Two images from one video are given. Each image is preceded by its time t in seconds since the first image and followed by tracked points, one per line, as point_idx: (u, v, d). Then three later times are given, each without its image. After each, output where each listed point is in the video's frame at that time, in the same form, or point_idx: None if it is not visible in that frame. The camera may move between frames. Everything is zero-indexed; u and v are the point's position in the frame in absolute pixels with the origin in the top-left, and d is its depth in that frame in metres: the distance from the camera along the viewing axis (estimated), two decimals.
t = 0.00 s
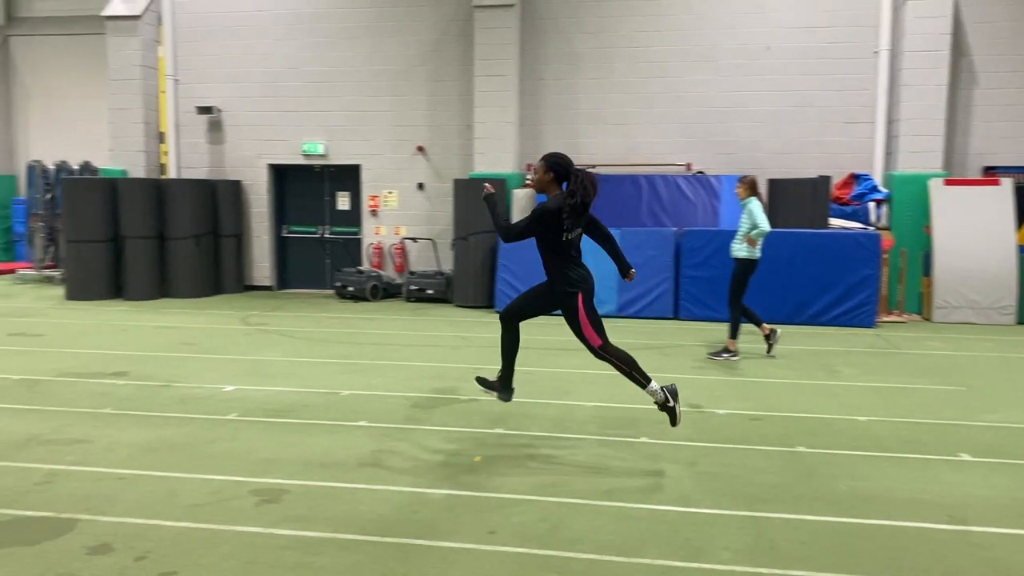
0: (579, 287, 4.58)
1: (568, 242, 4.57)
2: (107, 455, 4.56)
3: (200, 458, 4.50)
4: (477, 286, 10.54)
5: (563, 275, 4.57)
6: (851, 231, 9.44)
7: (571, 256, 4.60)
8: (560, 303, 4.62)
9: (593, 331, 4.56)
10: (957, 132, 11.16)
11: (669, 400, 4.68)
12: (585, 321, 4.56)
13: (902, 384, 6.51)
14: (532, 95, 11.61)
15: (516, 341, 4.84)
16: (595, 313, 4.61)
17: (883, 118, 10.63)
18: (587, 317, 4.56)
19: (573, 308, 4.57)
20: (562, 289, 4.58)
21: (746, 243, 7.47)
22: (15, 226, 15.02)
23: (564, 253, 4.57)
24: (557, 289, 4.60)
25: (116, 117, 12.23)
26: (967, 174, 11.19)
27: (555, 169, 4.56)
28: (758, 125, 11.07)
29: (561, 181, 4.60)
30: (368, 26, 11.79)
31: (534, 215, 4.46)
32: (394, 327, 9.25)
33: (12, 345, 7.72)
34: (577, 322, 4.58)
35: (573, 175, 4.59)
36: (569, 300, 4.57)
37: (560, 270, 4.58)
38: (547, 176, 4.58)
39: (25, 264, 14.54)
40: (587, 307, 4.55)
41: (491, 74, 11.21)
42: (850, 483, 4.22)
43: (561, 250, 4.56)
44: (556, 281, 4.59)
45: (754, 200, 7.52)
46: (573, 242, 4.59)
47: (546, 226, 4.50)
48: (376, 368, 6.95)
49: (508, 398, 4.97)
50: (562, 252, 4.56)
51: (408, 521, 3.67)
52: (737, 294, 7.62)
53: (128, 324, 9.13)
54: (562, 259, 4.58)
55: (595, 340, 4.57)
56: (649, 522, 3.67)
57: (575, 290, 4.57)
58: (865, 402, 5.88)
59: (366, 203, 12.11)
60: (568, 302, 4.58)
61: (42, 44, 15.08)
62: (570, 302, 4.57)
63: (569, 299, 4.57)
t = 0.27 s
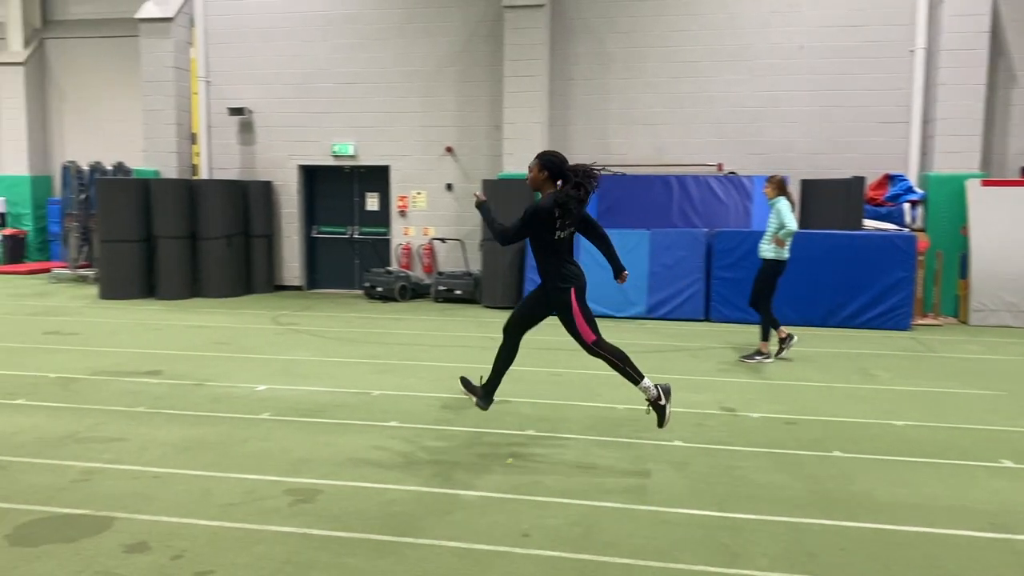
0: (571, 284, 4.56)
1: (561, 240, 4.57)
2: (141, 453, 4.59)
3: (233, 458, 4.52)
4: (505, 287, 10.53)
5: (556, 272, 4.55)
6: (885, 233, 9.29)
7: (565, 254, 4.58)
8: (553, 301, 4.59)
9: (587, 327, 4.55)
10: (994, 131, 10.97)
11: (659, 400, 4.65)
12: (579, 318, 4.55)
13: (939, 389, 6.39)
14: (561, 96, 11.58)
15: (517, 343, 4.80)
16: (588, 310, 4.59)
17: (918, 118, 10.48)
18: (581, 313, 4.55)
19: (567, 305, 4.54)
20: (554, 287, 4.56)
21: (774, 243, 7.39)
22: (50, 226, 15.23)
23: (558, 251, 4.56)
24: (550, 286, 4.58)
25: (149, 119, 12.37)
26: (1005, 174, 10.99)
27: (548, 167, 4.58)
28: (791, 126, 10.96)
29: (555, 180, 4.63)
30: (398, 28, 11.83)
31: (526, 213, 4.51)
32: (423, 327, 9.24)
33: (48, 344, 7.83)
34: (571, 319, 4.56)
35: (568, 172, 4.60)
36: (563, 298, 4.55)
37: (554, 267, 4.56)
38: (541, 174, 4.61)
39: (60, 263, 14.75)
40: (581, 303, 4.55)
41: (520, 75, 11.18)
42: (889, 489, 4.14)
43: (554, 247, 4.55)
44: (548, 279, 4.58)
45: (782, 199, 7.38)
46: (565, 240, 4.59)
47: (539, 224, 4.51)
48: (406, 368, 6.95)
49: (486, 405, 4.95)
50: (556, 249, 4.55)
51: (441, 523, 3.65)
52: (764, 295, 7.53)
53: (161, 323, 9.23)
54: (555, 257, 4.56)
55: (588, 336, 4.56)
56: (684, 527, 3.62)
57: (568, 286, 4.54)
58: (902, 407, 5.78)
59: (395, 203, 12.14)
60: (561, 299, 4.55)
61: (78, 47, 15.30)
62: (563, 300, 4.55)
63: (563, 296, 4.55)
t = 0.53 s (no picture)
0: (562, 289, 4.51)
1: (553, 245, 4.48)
2: (175, 452, 4.62)
3: (266, 457, 4.53)
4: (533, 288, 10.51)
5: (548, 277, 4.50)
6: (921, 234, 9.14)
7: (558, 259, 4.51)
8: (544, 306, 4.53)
9: (578, 332, 4.54)
10: None
11: (646, 407, 4.62)
12: (570, 322, 4.52)
13: (976, 393, 6.27)
14: (590, 96, 11.53)
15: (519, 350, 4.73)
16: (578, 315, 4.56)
17: (954, 117, 10.31)
18: (572, 318, 4.52)
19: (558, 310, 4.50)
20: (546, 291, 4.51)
21: (802, 244, 7.31)
22: (83, 226, 15.42)
23: (551, 257, 4.49)
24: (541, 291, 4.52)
25: (181, 120, 12.49)
26: None
27: (542, 172, 4.54)
28: (823, 126, 10.83)
29: (548, 186, 4.59)
30: (427, 28, 11.84)
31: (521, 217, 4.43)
32: (451, 327, 9.23)
33: (83, 342, 7.91)
34: (561, 324, 4.52)
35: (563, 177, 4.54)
36: (553, 302, 4.50)
37: (546, 272, 4.50)
38: (534, 180, 4.58)
39: (93, 263, 14.92)
40: (572, 307, 4.52)
41: (549, 75, 11.14)
42: (929, 496, 4.05)
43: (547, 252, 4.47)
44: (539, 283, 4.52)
45: (811, 200, 7.33)
46: (559, 245, 4.50)
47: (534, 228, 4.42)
48: (435, 369, 6.93)
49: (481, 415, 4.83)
50: (549, 254, 4.48)
51: (475, 524, 3.63)
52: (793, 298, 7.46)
53: (192, 322, 9.30)
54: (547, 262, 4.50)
55: (578, 341, 4.56)
56: (720, 531, 3.58)
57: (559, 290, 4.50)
58: (939, 412, 5.67)
59: (423, 204, 12.15)
60: (553, 304, 4.50)
61: (111, 49, 15.49)
62: (555, 305, 4.50)
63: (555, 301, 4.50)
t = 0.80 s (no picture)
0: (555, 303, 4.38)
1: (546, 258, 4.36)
2: (208, 451, 4.63)
3: (298, 457, 4.53)
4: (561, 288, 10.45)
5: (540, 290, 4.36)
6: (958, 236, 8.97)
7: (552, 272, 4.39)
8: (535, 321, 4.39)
9: (566, 346, 4.34)
10: None
11: (625, 426, 4.38)
12: (559, 336, 4.34)
13: (1016, 399, 6.14)
14: (619, 96, 11.47)
15: (518, 370, 4.53)
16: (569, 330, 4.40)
17: (991, 117, 10.13)
18: (560, 331, 4.36)
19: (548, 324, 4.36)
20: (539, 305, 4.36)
21: (832, 245, 7.21)
22: (116, 226, 15.59)
23: (544, 270, 4.37)
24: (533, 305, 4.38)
25: (211, 121, 12.58)
26: None
27: (536, 185, 4.39)
28: (856, 126, 10.69)
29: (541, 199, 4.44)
30: (455, 29, 11.84)
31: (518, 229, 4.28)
32: (480, 328, 9.20)
33: (116, 342, 7.98)
34: (550, 338, 4.35)
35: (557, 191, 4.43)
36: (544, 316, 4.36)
37: (539, 286, 4.36)
38: (527, 192, 4.40)
39: (125, 262, 15.08)
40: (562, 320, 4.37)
41: (578, 75, 11.10)
42: (972, 503, 3.97)
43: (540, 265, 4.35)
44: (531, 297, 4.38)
45: (840, 201, 7.26)
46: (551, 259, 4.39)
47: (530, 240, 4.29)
48: (465, 370, 6.91)
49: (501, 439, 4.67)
50: (542, 268, 4.36)
51: (508, 527, 3.60)
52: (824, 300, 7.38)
53: (222, 322, 9.36)
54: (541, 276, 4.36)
55: (566, 356, 4.35)
56: (757, 538, 3.52)
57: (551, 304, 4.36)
58: (979, 417, 5.56)
59: (450, 205, 12.14)
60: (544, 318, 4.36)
61: (143, 51, 15.65)
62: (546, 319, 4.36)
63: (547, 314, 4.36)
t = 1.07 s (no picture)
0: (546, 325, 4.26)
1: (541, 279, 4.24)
2: (241, 450, 4.64)
3: (330, 457, 4.53)
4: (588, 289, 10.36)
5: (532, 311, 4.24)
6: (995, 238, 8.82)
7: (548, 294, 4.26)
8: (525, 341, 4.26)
9: (544, 368, 4.24)
10: None
11: (598, 444, 4.25)
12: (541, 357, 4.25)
13: None
14: (649, 96, 11.40)
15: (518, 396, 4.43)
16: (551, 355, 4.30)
17: None
18: (544, 353, 4.25)
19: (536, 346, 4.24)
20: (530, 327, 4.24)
21: (862, 247, 7.12)
22: (147, 226, 15.75)
23: (539, 290, 4.25)
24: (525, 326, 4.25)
25: (242, 122, 12.67)
26: None
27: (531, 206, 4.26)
28: (890, 126, 10.54)
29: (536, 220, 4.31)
30: (484, 30, 11.84)
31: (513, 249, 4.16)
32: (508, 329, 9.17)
33: (148, 341, 8.05)
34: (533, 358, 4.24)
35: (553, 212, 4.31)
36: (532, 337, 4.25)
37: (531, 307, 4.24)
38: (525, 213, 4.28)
39: (156, 262, 15.23)
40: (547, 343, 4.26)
41: (607, 75, 11.05)
42: (1016, 512, 3.88)
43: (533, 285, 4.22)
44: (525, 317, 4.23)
45: (870, 202, 7.17)
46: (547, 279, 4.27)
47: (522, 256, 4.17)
48: (494, 371, 6.88)
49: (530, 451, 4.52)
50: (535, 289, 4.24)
51: (543, 531, 3.57)
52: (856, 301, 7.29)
53: (253, 322, 9.41)
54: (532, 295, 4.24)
55: (541, 377, 4.25)
56: (796, 544, 3.46)
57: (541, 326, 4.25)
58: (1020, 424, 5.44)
59: (478, 206, 12.13)
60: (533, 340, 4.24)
61: (174, 52, 15.81)
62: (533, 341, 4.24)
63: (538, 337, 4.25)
